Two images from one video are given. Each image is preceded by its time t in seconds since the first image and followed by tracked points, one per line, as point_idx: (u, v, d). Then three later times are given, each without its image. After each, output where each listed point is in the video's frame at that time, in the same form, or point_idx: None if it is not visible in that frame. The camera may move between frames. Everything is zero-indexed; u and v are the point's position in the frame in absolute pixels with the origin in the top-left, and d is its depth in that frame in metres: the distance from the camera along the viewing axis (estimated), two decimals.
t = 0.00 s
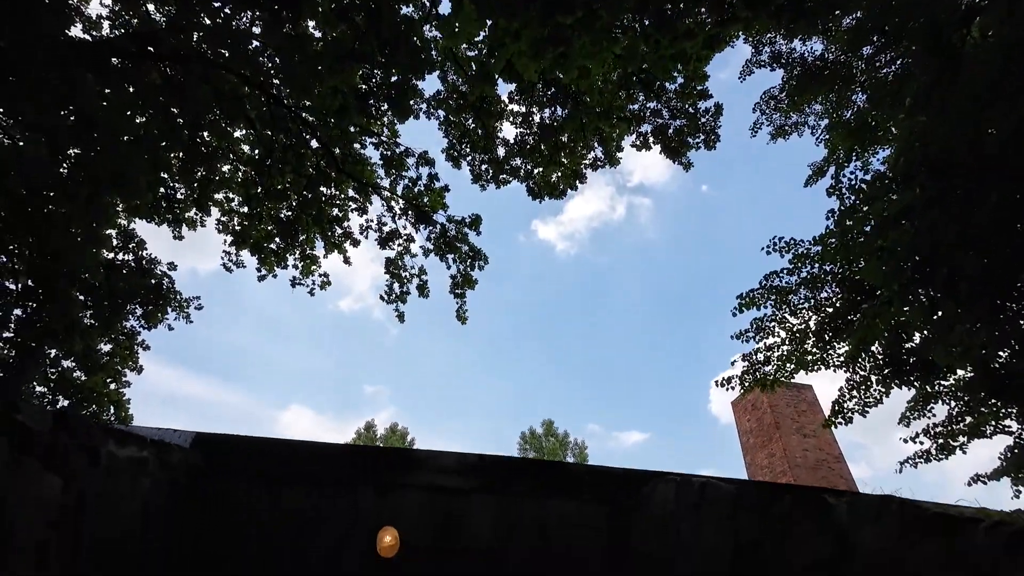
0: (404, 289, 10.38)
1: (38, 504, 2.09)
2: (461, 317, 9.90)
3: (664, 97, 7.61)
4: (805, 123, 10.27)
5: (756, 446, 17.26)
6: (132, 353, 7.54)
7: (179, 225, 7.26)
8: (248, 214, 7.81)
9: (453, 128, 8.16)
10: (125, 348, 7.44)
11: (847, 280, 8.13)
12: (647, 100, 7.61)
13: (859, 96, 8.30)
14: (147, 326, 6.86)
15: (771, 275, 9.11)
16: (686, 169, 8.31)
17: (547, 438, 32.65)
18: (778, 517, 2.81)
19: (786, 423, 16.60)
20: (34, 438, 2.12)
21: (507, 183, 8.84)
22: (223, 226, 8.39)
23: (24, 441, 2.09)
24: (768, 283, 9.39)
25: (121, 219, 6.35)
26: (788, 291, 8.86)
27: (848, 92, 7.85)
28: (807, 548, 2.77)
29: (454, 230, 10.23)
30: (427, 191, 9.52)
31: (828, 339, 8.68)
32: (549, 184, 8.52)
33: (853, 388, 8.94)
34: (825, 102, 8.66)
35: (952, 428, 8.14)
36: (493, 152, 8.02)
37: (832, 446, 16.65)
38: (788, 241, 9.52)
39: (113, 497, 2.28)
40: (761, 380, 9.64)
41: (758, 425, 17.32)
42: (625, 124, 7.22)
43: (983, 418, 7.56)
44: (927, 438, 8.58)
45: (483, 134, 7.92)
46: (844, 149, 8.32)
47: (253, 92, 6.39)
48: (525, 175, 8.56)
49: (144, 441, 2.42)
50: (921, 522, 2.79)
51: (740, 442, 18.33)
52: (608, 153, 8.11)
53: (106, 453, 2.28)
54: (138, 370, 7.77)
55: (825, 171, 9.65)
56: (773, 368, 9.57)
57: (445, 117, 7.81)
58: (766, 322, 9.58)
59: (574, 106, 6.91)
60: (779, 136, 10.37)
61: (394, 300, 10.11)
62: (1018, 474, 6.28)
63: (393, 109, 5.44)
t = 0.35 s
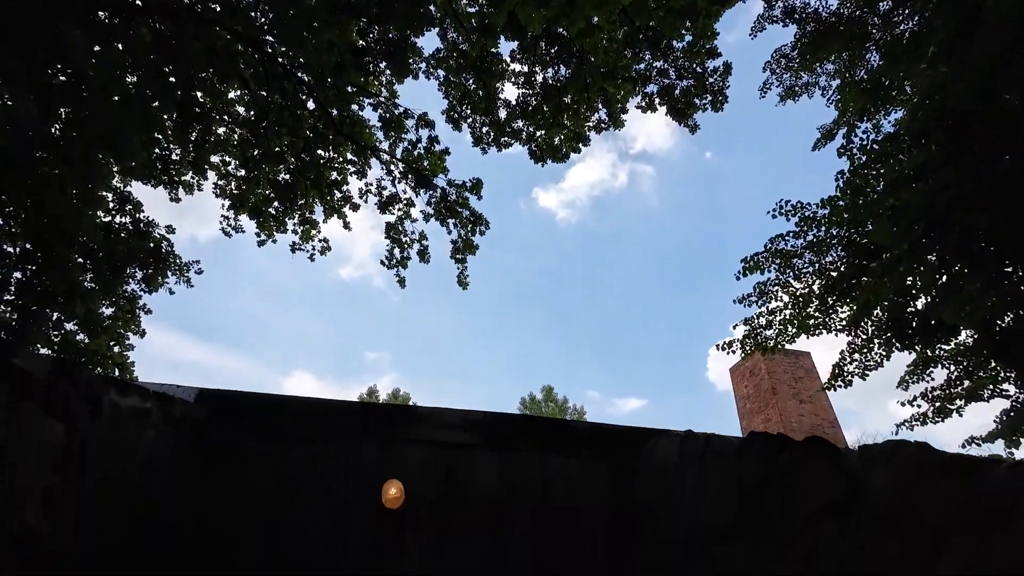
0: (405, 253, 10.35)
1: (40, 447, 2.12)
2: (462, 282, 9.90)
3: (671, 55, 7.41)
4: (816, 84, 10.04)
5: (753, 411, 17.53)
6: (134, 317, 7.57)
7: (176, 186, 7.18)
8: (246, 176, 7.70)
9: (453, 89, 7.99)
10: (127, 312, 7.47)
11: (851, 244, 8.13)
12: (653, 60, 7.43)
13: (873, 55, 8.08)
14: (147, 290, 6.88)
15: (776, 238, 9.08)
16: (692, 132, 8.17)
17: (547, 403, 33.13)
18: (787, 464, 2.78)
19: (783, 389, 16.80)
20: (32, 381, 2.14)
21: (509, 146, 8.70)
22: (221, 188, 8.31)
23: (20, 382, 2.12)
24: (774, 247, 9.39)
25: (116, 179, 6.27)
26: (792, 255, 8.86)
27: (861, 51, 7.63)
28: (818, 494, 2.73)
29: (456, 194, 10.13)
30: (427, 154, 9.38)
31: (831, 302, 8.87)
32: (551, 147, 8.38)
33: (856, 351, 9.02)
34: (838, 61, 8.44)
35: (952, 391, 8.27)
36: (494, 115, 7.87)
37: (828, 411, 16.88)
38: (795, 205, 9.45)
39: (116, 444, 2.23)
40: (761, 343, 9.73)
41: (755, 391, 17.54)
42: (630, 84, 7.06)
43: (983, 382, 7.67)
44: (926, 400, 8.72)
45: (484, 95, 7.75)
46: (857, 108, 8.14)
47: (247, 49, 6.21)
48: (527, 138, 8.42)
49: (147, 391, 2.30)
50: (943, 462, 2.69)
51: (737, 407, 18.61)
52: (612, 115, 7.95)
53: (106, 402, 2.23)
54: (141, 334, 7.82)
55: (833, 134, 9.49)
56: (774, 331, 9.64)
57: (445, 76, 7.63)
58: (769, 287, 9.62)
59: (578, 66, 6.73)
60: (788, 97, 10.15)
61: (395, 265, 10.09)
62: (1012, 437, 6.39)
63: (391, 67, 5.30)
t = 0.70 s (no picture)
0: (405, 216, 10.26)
1: (44, 390, 2.28)
2: (462, 245, 9.84)
3: (680, 10, 7.17)
4: (828, 41, 9.74)
5: (750, 375, 17.74)
6: (134, 280, 7.56)
7: (170, 145, 7.06)
8: (242, 136, 7.57)
9: (454, 45, 7.76)
10: (126, 274, 7.45)
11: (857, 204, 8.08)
12: (661, 14, 7.19)
13: (888, 9, 7.81)
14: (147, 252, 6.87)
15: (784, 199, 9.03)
16: (698, 91, 7.98)
17: (546, 367, 33.51)
18: (798, 411, 2.80)
19: (781, 353, 16.96)
20: (29, 325, 2.24)
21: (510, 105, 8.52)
22: (216, 148, 8.17)
23: (17, 325, 2.18)
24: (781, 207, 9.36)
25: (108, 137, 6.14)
26: (798, 216, 8.81)
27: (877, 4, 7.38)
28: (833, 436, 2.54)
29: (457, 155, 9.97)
30: (427, 114, 9.18)
31: (836, 264, 8.89)
32: (554, 106, 8.20)
33: (858, 313, 9.06)
34: (852, 15, 8.16)
35: (952, 353, 8.37)
36: (495, 73, 7.67)
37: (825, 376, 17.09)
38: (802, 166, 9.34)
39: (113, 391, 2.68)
40: (763, 305, 9.79)
41: (754, 355, 17.71)
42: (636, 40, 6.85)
43: (983, 345, 7.75)
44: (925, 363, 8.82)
45: (485, 51, 7.53)
46: (869, 66, 7.92)
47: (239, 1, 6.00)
48: (529, 97, 8.23)
49: (150, 346, 2.99)
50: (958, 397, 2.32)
51: (735, 372, 18.82)
52: (617, 73, 7.75)
53: (106, 351, 2.64)
54: (142, 297, 7.82)
55: (845, 93, 9.29)
56: (776, 294, 9.69)
57: (446, 31, 7.39)
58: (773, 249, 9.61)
59: (583, 20, 6.52)
60: (799, 55, 9.87)
61: (395, 228, 10.02)
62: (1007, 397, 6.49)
63: (387, 20, 5.12)
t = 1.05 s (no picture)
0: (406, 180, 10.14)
1: (48, 341, 2.28)
2: (463, 209, 9.76)
3: None
4: None
5: (749, 341, 17.89)
6: (133, 244, 7.53)
7: (164, 105, 6.91)
8: (235, 96, 7.41)
9: None
10: (125, 239, 7.41)
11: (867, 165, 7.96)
12: None
13: None
14: (144, 216, 6.83)
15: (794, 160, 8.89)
16: (706, 48, 7.75)
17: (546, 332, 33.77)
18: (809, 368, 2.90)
19: (781, 319, 17.05)
20: (29, 274, 2.22)
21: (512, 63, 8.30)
22: (210, 110, 7.99)
23: (16, 274, 2.15)
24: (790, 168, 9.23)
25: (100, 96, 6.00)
26: (808, 177, 8.70)
27: None
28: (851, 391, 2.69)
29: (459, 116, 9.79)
30: (427, 73, 8.95)
31: (844, 227, 8.82)
32: (557, 64, 7.99)
33: (865, 276, 9.05)
34: None
35: (955, 317, 8.41)
36: (496, 28, 7.43)
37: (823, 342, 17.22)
38: (812, 126, 9.15)
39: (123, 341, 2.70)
40: (769, 269, 9.78)
41: (753, 321, 17.80)
42: None
43: (986, 309, 7.79)
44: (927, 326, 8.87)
45: (486, 5, 7.28)
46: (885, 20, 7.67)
47: None
48: (531, 55, 8.01)
49: (156, 301, 3.00)
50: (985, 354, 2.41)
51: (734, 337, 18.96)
52: (622, 29, 7.51)
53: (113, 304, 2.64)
54: (142, 261, 7.79)
55: (859, 50, 9.04)
56: (781, 257, 9.66)
57: None
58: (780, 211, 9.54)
59: None
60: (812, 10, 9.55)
61: (395, 192, 9.91)
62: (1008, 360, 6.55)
63: None
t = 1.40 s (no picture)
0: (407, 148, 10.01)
1: (54, 300, 2.29)
2: (465, 178, 9.65)
3: None
4: None
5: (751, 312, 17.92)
6: (133, 215, 7.48)
7: (159, 70, 6.77)
8: (229, 62, 7.24)
9: None
10: (125, 209, 7.35)
11: (880, 129, 7.81)
12: None
13: None
14: (143, 185, 6.76)
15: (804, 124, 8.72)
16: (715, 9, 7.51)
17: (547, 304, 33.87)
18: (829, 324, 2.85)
19: (783, 290, 17.03)
20: (30, 232, 2.20)
21: (514, 25, 8.07)
22: (205, 77, 7.84)
23: (17, 232, 2.13)
24: (801, 132, 9.08)
25: (93, 61, 5.87)
26: (819, 143, 8.55)
27: None
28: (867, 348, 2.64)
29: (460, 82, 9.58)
30: (427, 37, 8.73)
31: (853, 194, 8.71)
32: (561, 27, 7.78)
33: (872, 244, 8.99)
34: None
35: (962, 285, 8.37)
36: None
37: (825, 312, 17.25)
38: (824, 91, 8.94)
39: (126, 306, 2.72)
40: (775, 237, 9.71)
41: (755, 292, 17.79)
42: None
43: (993, 278, 7.75)
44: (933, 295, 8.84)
45: None
46: None
47: None
48: (534, 17, 7.78)
49: (159, 264, 2.98)
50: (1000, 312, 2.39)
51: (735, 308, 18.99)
52: None
53: (117, 265, 2.63)
54: (142, 232, 7.75)
55: (874, 10, 8.78)
56: (789, 225, 9.57)
57: None
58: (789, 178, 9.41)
59: None
60: None
61: (396, 161, 9.78)
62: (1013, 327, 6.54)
63: None
